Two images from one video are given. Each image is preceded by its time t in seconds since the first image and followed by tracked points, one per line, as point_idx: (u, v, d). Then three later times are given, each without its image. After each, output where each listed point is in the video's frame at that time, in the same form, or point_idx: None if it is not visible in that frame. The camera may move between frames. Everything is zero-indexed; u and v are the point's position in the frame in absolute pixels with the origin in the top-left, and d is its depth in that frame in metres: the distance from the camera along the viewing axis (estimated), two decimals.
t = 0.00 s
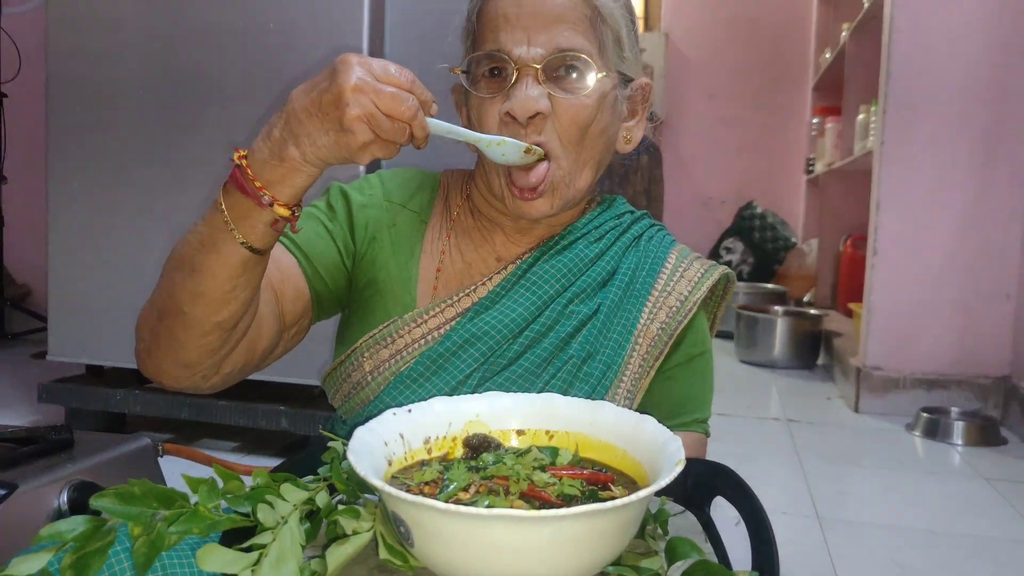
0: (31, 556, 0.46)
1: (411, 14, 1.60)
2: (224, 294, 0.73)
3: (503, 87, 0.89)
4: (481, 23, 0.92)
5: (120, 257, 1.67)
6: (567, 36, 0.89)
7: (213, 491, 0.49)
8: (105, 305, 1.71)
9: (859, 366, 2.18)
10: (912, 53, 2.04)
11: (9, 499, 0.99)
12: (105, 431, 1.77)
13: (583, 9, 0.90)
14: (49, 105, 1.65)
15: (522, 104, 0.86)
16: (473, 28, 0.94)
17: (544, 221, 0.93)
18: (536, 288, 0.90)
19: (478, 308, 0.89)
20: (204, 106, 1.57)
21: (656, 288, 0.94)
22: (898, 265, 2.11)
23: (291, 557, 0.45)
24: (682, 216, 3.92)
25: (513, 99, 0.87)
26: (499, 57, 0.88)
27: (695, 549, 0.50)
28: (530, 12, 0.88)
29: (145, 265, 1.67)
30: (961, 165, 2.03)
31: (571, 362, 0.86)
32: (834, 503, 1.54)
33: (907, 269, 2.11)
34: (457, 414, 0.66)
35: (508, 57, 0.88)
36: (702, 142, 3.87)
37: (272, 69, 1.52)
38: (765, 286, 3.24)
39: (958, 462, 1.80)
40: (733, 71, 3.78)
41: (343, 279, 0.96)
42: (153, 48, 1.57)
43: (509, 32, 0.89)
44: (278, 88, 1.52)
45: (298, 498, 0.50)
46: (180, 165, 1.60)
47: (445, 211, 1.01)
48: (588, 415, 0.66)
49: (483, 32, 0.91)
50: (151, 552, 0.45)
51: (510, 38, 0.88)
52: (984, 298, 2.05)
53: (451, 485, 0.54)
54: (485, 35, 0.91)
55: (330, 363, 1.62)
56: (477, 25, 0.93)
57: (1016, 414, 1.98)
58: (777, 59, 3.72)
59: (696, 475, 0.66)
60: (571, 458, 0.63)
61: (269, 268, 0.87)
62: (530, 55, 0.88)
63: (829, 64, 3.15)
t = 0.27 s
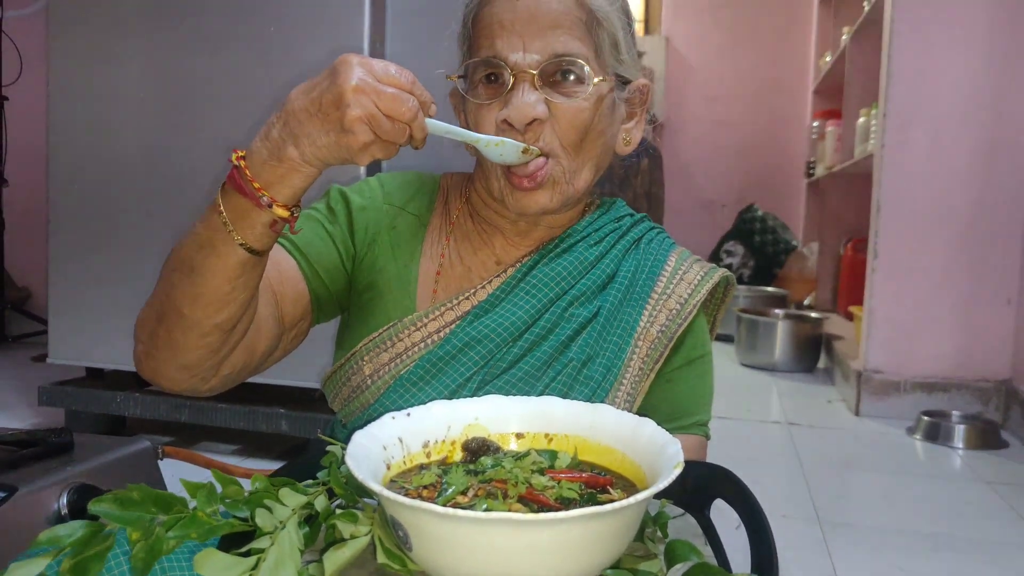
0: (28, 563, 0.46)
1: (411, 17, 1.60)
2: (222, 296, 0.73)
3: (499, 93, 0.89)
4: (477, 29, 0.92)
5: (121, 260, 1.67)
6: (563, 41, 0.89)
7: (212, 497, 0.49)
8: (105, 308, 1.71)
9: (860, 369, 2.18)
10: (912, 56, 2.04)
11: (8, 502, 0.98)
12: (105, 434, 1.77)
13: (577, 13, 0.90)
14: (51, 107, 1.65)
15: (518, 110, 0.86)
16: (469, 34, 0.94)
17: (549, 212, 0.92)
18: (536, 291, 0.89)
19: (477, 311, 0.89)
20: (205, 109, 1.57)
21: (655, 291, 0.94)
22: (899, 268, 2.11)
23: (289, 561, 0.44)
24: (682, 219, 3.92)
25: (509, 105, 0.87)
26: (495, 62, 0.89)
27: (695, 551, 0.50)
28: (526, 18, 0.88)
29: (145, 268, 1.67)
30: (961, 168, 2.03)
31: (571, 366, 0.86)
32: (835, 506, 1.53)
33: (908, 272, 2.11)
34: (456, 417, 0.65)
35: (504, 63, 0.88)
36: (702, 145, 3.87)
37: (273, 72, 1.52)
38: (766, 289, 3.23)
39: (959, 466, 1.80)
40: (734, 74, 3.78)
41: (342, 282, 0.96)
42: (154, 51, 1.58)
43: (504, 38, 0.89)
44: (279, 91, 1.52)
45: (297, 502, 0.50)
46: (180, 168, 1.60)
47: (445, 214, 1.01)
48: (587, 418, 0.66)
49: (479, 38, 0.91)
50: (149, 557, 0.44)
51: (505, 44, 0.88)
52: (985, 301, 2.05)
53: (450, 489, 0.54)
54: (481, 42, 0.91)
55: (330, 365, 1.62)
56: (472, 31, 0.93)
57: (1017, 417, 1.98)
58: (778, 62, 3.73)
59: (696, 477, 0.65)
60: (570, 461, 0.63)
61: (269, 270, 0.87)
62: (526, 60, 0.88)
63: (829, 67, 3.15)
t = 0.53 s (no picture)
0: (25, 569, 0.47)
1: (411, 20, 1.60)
2: (220, 295, 0.73)
3: (497, 99, 0.89)
4: (475, 34, 0.92)
5: (121, 262, 1.67)
6: (562, 45, 0.89)
7: (211, 501, 0.49)
8: (105, 311, 1.71)
9: (861, 371, 2.18)
10: (912, 58, 2.04)
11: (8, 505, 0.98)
12: (105, 436, 1.77)
13: (575, 17, 0.90)
14: (51, 110, 1.66)
15: (516, 117, 0.86)
16: (466, 38, 0.94)
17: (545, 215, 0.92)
18: (536, 294, 0.89)
19: (476, 315, 0.89)
20: (205, 112, 1.57)
21: (655, 294, 0.94)
22: (899, 270, 2.11)
23: (289, 567, 0.45)
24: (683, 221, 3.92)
25: (507, 112, 0.87)
26: (492, 68, 0.88)
27: (695, 556, 0.50)
28: (523, 23, 0.88)
29: (145, 270, 1.66)
30: (961, 170, 2.03)
31: (571, 369, 0.86)
32: (835, 509, 1.53)
33: (908, 274, 2.11)
34: (455, 421, 0.65)
35: (501, 68, 0.88)
36: (703, 147, 3.87)
37: (273, 74, 1.52)
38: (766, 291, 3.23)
39: (959, 468, 1.80)
40: (734, 76, 3.78)
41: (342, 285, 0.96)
42: (154, 54, 1.58)
43: (500, 44, 0.88)
44: (279, 93, 1.52)
45: (296, 508, 0.50)
46: (180, 170, 1.60)
47: (445, 216, 1.01)
48: (586, 422, 0.66)
49: (477, 43, 0.91)
50: (148, 563, 0.45)
51: (503, 49, 0.88)
52: (986, 303, 2.05)
53: (449, 494, 0.54)
54: (479, 47, 0.91)
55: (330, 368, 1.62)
56: (470, 35, 0.93)
57: (1017, 420, 1.98)
58: (778, 65, 3.73)
59: (695, 481, 0.65)
60: (570, 466, 0.63)
61: (268, 269, 0.87)
62: (524, 66, 0.88)
63: (830, 70, 3.16)
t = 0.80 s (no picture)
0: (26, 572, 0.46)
1: (411, 21, 1.60)
2: (220, 300, 0.73)
3: (501, 101, 0.89)
4: (478, 36, 0.92)
5: (120, 264, 1.67)
6: (566, 48, 0.89)
7: (213, 504, 0.49)
8: (105, 312, 1.70)
9: (860, 373, 2.18)
10: (912, 60, 2.05)
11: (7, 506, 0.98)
12: (104, 438, 1.77)
13: (579, 20, 0.90)
14: (51, 112, 1.65)
15: (520, 119, 0.86)
16: (469, 39, 0.94)
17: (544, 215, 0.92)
18: (536, 296, 0.89)
19: (477, 316, 0.89)
20: (204, 113, 1.57)
21: (655, 296, 0.94)
22: (899, 271, 2.11)
23: (291, 569, 0.45)
24: (682, 223, 3.93)
25: (511, 114, 0.87)
26: (495, 70, 0.88)
27: (698, 559, 0.50)
28: (528, 25, 0.88)
29: (144, 272, 1.66)
30: (961, 172, 2.03)
31: (571, 370, 0.86)
32: (835, 510, 1.53)
33: (907, 275, 2.11)
34: (456, 423, 0.65)
35: (505, 71, 0.88)
36: (702, 149, 3.87)
37: (273, 76, 1.52)
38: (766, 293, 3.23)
39: (959, 470, 1.80)
40: (733, 78, 3.78)
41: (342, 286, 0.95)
42: (154, 56, 1.58)
43: (506, 46, 0.88)
44: (279, 95, 1.52)
45: (298, 510, 0.50)
46: (180, 172, 1.60)
47: (445, 218, 1.01)
48: (588, 424, 0.66)
49: (480, 44, 0.91)
50: (150, 564, 0.45)
51: (508, 52, 0.88)
52: (985, 305, 2.05)
53: (451, 496, 0.54)
54: (483, 48, 0.91)
55: (330, 369, 1.61)
56: (473, 37, 0.93)
57: (1017, 422, 1.98)
58: (777, 67, 3.73)
59: (698, 484, 0.65)
60: (571, 468, 0.62)
61: (269, 273, 0.87)
62: (529, 67, 0.88)
63: (829, 71, 3.16)
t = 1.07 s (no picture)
0: None
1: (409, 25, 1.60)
2: (214, 308, 0.72)
3: (501, 102, 0.89)
4: (479, 37, 0.91)
5: (116, 268, 1.67)
6: (568, 51, 0.89)
7: (204, 508, 0.49)
8: (101, 316, 1.70)
9: (858, 376, 2.18)
10: (909, 64, 2.05)
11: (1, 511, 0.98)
12: (100, 443, 1.76)
13: (581, 23, 0.90)
14: (47, 115, 1.65)
15: (521, 122, 0.85)
16: (470, 42, 0.93)
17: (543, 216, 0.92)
18: (532, 300, 0.89)
19: (472, 319, 0.89)
20: (201, 117, 1.57)
21: (652, 299, 0.93)
22: (896, 275, 2.11)
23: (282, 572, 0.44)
24: (680, 227, 3.92)
25: (512, 117, 0.86)
26: (496, 72, 0.88)
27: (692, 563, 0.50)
28: (530, 27, 0.88)
29: (140, 276, 1.66)
30: (958, 176, 2.03)
31: (568, 374, 0.85)
32: (833, 515, 1.53)
33: (905, 279, 2.10)
34: (452, 427, 0.65)
35: (506, 72, 0.88)
36: (700, 152, 3.88)
37: (270, 80, 1.52)
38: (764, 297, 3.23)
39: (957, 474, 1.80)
40: (731, 82, 3.79)
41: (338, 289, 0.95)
42: (151, 59, 1.57)
43: (507, 48, 0.88)
44: (276, 99, 1.52)
45: (290, 513, 0.50)
46: (177, 176, 1.60)
47: (442, 222, 1.01)
48: (584, 428, 0.65)
49: (481, 46, 0.91)
50: (140, 568, 0.44)
51: (509, 53, 0.88)
52: (983, 308, 2.05)
53: (444, 499, 0.53)
54: (484, 50, 0.91)
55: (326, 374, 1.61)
56: (474, 39, 0.92)
57: (1015, 425, 1.97)
58: (775, 71, 3.74)
59: (692, 488, 0.65)
60: (566, 472, 0.62)
61: (263, 280, 0.87)
62: (529, 69, 0.87)
63: (827, 75, 3.16)
